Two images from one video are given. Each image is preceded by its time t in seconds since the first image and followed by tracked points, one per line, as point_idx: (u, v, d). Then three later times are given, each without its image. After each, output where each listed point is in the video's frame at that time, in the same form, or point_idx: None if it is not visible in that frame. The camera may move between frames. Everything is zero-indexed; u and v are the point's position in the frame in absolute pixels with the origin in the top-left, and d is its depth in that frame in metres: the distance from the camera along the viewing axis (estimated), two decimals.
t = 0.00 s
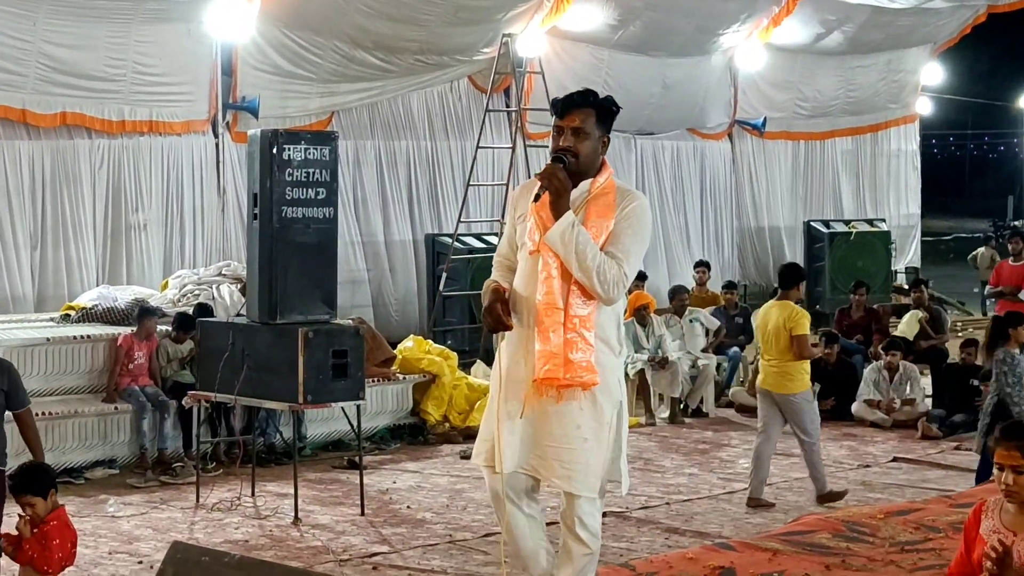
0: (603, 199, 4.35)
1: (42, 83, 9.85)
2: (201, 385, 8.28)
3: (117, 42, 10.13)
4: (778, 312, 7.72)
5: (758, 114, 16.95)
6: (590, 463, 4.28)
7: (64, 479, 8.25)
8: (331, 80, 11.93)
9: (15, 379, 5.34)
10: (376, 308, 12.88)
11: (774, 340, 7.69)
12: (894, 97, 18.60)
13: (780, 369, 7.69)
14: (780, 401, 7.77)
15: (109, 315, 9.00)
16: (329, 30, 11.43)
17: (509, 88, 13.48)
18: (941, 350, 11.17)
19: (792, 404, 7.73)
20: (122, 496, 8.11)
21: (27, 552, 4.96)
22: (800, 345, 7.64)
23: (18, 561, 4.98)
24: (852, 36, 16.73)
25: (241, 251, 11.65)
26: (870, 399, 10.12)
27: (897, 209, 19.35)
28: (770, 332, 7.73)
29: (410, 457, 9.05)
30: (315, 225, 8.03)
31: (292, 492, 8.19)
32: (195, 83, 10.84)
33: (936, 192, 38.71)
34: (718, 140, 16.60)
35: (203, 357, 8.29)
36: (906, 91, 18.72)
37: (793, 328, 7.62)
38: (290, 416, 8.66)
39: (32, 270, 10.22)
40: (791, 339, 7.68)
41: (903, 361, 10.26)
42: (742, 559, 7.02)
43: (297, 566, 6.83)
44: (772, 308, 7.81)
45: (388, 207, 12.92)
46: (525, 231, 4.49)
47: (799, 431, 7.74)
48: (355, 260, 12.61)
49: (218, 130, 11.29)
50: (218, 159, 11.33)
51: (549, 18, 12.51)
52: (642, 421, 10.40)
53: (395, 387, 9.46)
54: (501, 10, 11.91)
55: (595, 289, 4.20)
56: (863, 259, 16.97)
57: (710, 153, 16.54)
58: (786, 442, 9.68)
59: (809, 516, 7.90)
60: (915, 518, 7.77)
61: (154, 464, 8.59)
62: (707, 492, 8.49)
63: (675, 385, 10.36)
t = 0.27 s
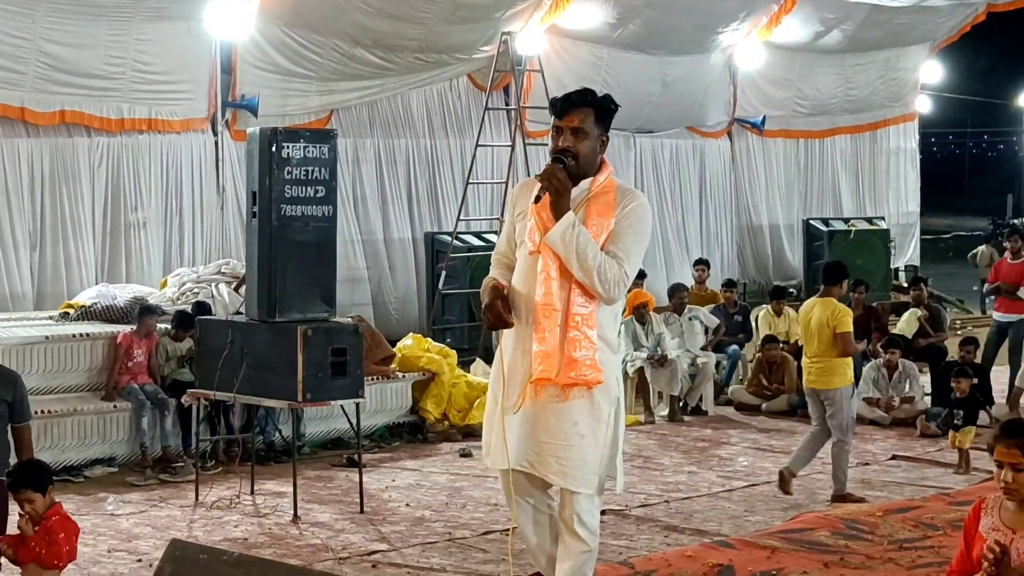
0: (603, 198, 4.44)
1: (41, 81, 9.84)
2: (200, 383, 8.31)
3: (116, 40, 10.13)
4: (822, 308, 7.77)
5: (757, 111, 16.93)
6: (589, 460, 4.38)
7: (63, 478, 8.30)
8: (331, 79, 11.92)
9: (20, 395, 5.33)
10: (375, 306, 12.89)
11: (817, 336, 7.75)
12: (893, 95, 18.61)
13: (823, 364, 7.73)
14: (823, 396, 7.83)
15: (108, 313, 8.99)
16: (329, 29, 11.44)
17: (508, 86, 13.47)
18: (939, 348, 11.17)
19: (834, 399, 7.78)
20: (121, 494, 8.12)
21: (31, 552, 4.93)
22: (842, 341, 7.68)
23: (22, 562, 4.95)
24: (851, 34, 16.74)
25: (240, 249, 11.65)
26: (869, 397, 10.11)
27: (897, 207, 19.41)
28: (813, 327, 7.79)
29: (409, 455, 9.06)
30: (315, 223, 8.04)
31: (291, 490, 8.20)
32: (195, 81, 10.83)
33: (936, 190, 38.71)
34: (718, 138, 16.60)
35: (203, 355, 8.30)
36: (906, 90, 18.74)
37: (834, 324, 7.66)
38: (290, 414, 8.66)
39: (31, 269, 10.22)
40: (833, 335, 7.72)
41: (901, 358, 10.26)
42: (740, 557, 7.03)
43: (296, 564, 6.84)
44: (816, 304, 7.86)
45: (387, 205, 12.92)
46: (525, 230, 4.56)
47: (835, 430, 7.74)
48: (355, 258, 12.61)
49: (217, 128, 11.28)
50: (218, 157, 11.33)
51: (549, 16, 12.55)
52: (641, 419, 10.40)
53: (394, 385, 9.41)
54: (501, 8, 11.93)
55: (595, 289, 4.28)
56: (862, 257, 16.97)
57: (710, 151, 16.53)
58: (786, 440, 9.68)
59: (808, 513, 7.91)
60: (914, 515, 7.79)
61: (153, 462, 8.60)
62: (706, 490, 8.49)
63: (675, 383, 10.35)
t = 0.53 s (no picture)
0: (597, 192, 4.43)
1: (36, 79, 9.82)
2: (194, 381, 8.32)
3: (111, 37, 10.10)
4: (856, 302, 7.83)
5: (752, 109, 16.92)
6: (583, 454, 4.38)
7: (57, 476, 8.29)
8: (326, 76, 11.91)
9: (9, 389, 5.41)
10: (370, 303, 12.89)
11: (851, 330, 7.78)
12: (889, 92, 18.62)
13: (854, 358, 7.75)
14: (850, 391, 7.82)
15: (103, 311, 8.99)
16: (324, 26, 11.43)
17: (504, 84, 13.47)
18: (934, 345, 11.17)
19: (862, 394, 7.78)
20: (115, 492, 8.11)
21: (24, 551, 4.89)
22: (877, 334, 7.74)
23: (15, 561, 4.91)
24: (846, 31, 16.74)
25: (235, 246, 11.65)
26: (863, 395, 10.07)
27: (892, 205, 19.49)
28: (846, 322, 7.82)
29: (404, 453, 9.05)
30: (310, 221, 8.04)
31: (286, 488, 8.19)
32: (189, 78, 10.80)
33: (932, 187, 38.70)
34: (712, 136, 16.59)
35: (197, 352, 8.30)
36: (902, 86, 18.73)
37: (871, 317, 7.73)
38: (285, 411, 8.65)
39: (26, 266, 10.21)
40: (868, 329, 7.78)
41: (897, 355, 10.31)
42: (734, 554, 7.04)
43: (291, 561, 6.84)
44: (847, 300, 7.93)
45: (382, 202, 12.90)
46: (518, 225, 4.57)
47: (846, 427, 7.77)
48: (350, 255, 12.61)
49: (212, 126, 11.27)
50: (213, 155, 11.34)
51: (544, 13, 12.56)
52: (636, 416, 10.40)
53: (388, 382, 9.37)
54: (496, 6, 11.93)
55: (587, 283, 4.30)
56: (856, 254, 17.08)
57: (706, 148, 16.52)
58: (780, 437, 9.69)
59: (802, 510, 7.92)
60: (908, 512, 7.80)
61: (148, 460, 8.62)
62: (701, 487, 8.50)
63: (670, 380, 10.35)
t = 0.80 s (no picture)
0: (593, 189, 4.44)
1: (32, 76, 9.82)
2: (190, 378, 8.32)
3: (107, 34, 10.11)
4: (885, 298, 8.01)
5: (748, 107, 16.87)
6: (580, 449, 4.38)
7: (53, 473, 8.28)
8: (321, 74, 11.89)
9: None
10: (365, 301, 12.89)
11: (880, 325, 7.97)
12: (885, 90, 18.62)
13: (885, 352, 7.93)
14: (885, 386, 8.01)
15: (98, 308, 8.98)
16: (319, 23, 11.43)
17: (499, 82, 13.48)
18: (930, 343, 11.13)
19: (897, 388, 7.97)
20: (110, 489, 8.11)
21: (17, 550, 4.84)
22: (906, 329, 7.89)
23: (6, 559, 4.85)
24: (842, 29, 16.76)
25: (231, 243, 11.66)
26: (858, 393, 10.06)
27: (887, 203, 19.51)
28: (875, 318, 8.02)
29: (399, 450, 9.05)
30: (305, 218, 8.05)
31: (281, 485, 8.19)
32: (185, 76, 10.78)
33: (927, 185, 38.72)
34: (708, 134, 16.57)
35: (192, 350, 8.29)
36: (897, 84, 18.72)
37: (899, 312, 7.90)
38: (280, 408, 8.65)
39: (21, 263, 10.21)
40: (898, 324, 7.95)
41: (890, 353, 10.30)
42: (729, 552, 7.04)
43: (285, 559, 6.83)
44: (876, 296, 8.10)
45: (378, 199, 12.90)
46: (515, 222, 4.56)
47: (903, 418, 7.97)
48: (346, 253, 12.61)
49: (208, 123, 11.27)
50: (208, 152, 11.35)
51: (540, 11, 12.52)
52: (631, 414, 10.41)
53: (384, 379, 9.38)
54: (492, 3, 11.93)
55: (584, 278, 4.29)
56: (852, 252, 17.04)
57: (701, 146, 16.51)
58: (776, 435, 9.69)
59: (797, 508, 7.92)
60: (903, 510, 7.80)
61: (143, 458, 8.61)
62: (696, 485, 8.50)
63: (665, 378, 10.37)
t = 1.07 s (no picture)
0: (588, 185, 4.44)
1: (25, 72, 9.81)
2: (183, 374, 8.30)
3: (100, 30, 10.14)
4: (912, 298, 8.02)
5: (742, 103, 16.90)
6: (579, 444, 4.38)
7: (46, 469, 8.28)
8: (315, 70, 11.89)
9: None
10: (359, 298, 12.90)
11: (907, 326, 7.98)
12: (880, 88, 18.62)
13: (910, 350, 7.95)
14: (909, 384, 8.04)
15: (91, 304, 8.99)
16: (313, 20, 11.43)
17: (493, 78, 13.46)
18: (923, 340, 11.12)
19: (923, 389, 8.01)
20: (103, 485, 8.11)
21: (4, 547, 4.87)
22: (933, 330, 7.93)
23: None
24: (835, 26, 16.76)
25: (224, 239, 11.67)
26: (852, 390, 10.11)
27: (881, 199, 19.53)
28: (900, 318, 8.02)
29: (392, 446, 9.05)
30: (298, 214, 8.04)
31: (274, 481, 8.19)
32: (178, 72, 10.80)
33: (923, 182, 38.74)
34: (701, 130, 16.53)
35: (185, 346, 8.29)
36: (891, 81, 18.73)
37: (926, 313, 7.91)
38: (273, 404, 8.66)
39: (15, 260, 10.21)
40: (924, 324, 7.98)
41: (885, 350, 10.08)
42: (722, 548, 7.05)
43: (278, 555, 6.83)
44: (905, 294, 8.11)
45: (371, 196, 12.91)
46: (511, 219, 4.55)
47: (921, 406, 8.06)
48: (339, 249, 12.62)
49: (201, 119, 11.27)
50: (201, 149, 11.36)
51: (533, 8, 12.51)
52: (625, 411, 10.42)
53: (378, 375, 9.41)
54: None
55: (582, 275, 4.30)
56: (845, 250, 16.92)
57: (695, 143, 16.48)
58: (769, 432, 9.69)
59: (790, 505, 7.92)
60: (896, 507, 7.81)
61: (136, 454, 8.61)
62: (689, 482, 8.50)
63: (658, 374, 10.37)
